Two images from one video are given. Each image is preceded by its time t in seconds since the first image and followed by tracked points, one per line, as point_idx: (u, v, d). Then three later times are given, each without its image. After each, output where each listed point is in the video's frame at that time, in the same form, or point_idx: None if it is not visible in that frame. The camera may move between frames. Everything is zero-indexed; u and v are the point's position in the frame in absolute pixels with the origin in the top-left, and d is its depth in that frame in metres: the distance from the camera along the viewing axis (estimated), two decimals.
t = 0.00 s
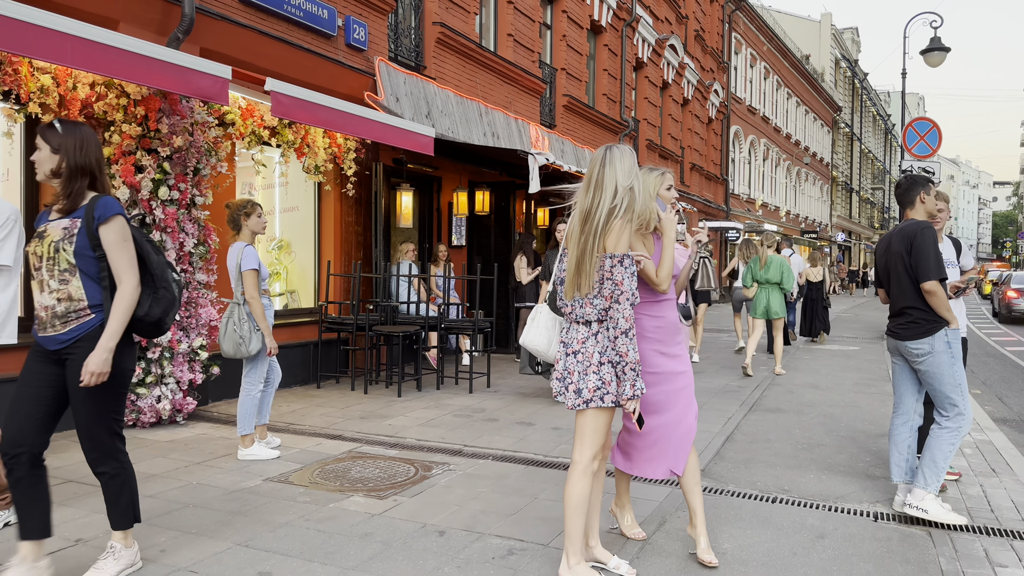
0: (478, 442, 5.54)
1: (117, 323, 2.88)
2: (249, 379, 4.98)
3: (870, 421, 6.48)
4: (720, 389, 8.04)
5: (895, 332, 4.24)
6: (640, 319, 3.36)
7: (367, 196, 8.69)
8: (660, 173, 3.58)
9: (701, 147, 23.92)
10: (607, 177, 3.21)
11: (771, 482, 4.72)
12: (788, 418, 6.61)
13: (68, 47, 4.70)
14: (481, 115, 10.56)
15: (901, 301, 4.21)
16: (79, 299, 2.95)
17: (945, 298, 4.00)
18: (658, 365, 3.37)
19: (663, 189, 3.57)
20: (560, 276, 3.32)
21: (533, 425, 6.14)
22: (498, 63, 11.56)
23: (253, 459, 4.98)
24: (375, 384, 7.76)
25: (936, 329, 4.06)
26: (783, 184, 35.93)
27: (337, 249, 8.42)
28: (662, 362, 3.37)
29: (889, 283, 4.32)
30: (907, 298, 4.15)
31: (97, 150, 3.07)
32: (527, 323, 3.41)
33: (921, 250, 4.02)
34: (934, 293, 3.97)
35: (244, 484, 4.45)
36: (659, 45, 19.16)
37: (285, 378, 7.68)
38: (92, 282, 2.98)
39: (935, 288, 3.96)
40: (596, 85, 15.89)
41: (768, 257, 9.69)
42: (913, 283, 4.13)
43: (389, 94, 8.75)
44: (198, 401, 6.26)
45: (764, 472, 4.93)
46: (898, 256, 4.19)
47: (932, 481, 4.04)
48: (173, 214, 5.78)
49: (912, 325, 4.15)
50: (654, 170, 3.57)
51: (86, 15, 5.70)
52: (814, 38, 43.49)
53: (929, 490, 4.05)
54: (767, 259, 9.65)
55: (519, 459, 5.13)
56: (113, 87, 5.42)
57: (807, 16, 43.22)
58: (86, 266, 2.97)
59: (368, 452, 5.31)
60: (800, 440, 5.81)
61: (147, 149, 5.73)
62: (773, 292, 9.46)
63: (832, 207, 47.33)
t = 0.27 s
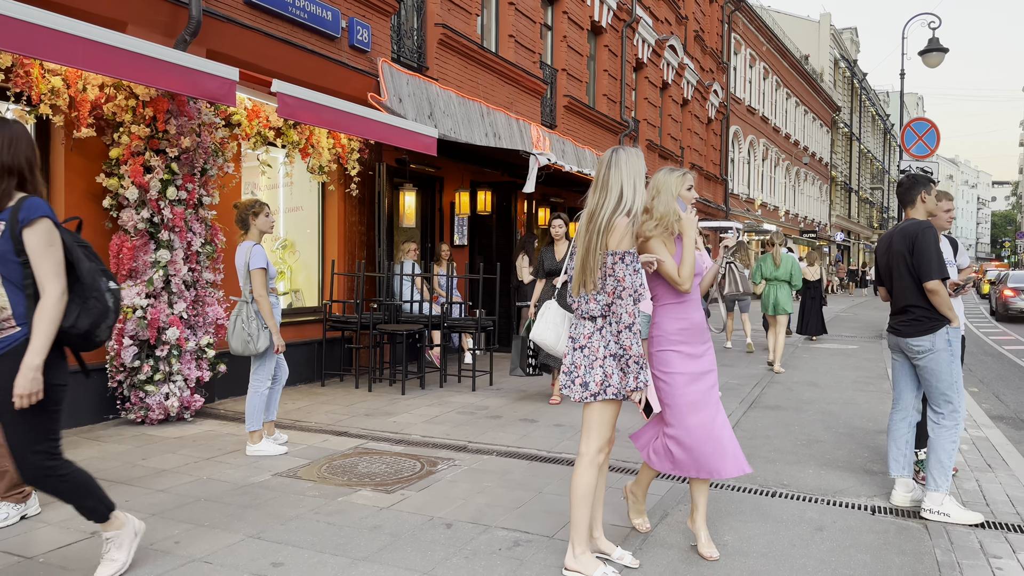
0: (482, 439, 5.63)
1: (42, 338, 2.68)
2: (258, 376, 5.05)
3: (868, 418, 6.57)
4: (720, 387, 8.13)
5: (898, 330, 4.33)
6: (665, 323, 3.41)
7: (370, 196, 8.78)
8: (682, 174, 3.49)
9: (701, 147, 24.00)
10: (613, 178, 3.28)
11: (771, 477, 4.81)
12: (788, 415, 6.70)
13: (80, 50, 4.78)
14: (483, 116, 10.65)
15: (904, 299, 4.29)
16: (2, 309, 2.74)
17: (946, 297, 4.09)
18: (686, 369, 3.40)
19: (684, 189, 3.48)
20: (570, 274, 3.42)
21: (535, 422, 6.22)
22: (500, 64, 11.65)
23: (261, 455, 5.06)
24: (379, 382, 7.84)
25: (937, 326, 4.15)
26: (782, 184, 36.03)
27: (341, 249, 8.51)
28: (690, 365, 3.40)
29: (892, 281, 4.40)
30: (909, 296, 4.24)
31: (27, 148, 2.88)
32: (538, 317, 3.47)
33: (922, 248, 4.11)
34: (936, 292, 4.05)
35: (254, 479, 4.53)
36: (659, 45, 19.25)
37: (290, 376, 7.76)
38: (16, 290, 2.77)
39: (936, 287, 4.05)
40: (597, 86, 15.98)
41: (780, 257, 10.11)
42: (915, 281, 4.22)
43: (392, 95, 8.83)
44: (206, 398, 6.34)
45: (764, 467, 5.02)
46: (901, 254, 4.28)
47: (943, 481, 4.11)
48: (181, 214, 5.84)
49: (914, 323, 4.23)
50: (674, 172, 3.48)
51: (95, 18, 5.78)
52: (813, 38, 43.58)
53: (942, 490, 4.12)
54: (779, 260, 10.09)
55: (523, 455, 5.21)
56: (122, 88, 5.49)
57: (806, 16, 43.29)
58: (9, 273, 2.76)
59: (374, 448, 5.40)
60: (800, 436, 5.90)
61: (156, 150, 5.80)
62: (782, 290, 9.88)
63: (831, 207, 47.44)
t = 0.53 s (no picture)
0: (482, 436, 5.70)
1: None
2: (261, 374, 5.10)
3: (862, 415, 6.67)
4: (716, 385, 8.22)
5: (894, 327, 4.42)
6: (672, 319, 3.44)
7: (370, 196, 8.85)
8: (692, 171, 3.49)
9: (696, 148, 24.12)
10: (609, 179, 3.36)
11: (767, 472, 4.89)
12: (783, 412, 6.79)
13: (87, 52, 4.85)
14: (481, 116, 10.72)
15: (901, 297, 4.37)
16: None
17: (943, 296, 4.17)
18: (694, 363, 3.42)
19: (694, 186, 3.49)
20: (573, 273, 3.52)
21: (534, 419, 6.29)
22: (498, 65, 11.73)
23: (264, 452, 5.12)
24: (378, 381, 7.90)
25: (933, 323, 4.24)
26: (777, 185, 36.19)
27: (340, 248, 8.57)
28: (696, 360, 3.42)
29: (889, 279, 4.49)
30: (905, 294, 4.34)
31: None
32: (542, 315, 3.44)
33: (921, 248, 4.20)
34: (933, 291, 4.14)
35: (258, 475, 4.59)
36: (654, 47, 19.35)
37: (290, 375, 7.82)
38: None
39: (933, 286, 4.14)
40: (593, 87, 16.07)
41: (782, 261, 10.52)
42: (912, 280, 4.31)
43: (391, 96, 8.88)
44: (208, 397, 6.40)
45: (760, 463, 5.10)
46: (900, 253, 4.35)
47: (936, 477, 4.20)
48: (184, 214, 5.89)
49: (910, 320, 4.33)
50: (684, 169, 3.48)
51: (98, 19, 5.84)
52: (807, 39, 43.78)
53: (935, 485, 4.21)
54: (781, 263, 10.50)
55: (523, 451, 5.29)
56: (125, 89, 5.54)
57: (801, 17, 43.42)
58: None
59: (376, 445, 5.47)
60: (795, 433, 5.99)
61: (159, 150, 5.85)
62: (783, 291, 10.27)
63: (825, 208, 47.67)
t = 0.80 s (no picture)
0: (464, 433, 5.77)
1: None
2: (243, 373, 5.12)
3: (834, 411, 6.85)
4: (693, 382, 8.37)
5: (869, 325, 4.56)
6: (659, 315, 3.50)
7: (349, 195, 8.87)
8: (674, 170, 3.58)
9: (672, 149, 24.38)
10: (588, 180, 3.43)
11: (743, 466, 5.03)
12: (758, 408, 6.95)
13: (68, 51, 4.83)
14: (460, 116, 10.77)
15: (876, 296, 4.52)
16: None
17: (917, 296, 4.31)
18: (677, 360, 3.51)
19: (677, 185, 3.58)
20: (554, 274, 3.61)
21: (516, 417, 6.37)
22: (477, 65, 11.79)
23: (247, 450, 5.14)
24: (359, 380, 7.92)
25: (907, 322, 4.39)
26: (751, 185, 36.69)
27: (320, 247, 8.57)
28: (680, 357, 3.51)
29: (866, 278, 4.63)
30: (881, 293, 4.48)
31: None
32: (526, 317, 3.53)
33: (898, 250, 4.34)
34: (907, 292, 4.28)
35: (242, 473, 4.62)
36: (631, 48, 19.53)
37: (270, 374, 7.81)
38: None
39: (908, 287, 4.28)
40: (571, 88, 16.19)
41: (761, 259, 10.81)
42: (887, 280, 4.45)
43: (371, 95, 8.88)
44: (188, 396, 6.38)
45: (736, 457, 5.24)
46: (876, 253, 4.49)
47: (907, 469, 4.37)
48: (165, 213, 5.87)
49: (885, 319, 4.48)
50: (666, 169, 3.57)
51: (77, 17, 5.81)
52: (781, 42, 44.40)
53: (905, 477, 4.38)
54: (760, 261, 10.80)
55: (505, 448, 5.37)
56: (105, 88, 5.52)
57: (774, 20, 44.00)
58: None
59: (359, 443, 5.51)
60: (769, 428, 6.15)
61: (139, 149, 5.83)
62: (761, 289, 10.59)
63: (798, 208, 48.38)
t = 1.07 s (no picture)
0: (439, 431, 5.83)
1: None
2: (218, 372, 5.11)
3: (799, 407, 7.05)
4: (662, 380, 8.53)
5: (841, 322, 4.72)
6: (636, 314, 3.60)
7: (321, 194, 8.84)
8: (644, 169, 3.67)
9: (640, 150, 24.65)
10: (569, 182, 3.52)
11: (712, 460, 5.17)
12: (726, 405, 7.13)
13: (39, 48, 4.77)
14: (432, 116, 10.79)
15: (848, 294, 4.66)
16: None
17: (887, 295, 4.47)
18: (652, 357, 3.61)
19: (649, 184, 3.66)
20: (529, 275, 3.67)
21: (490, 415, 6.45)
22: (449, 65, 11.82)
23: (222, 450, 5.13)
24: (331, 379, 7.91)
25: (876, 320, 4.54)
26: (717, 186, 37.23)
27: (291, 247, 8.53)
28: (655, 355, 3.62)
29: (838, 276, 4.78)
30: (851, 292, 4.63)
31: None
32: (501, 316, 3.67)
33: (870, 250, 4.50)
34: (878, 291, 4.44)
35: (217, 473, 4.61)
36: (600, 49, 19.71)
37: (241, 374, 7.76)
38: None
39: (879, 286, 4.44)
40: (541, 88, 16.30)
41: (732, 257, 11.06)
42: (859, 280, 4.61)
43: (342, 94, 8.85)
44: (159, 396, 6.32)
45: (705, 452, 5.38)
46: (849, 253, 4.64)
47: (870, 462, 4.55)
48: (136, 211, 5.81)
49: (855, 316, 4.63)
50: (638, 168, 3.65)
51: (44, 12, 5.73)
52: (746, 45, 45.12)
53: (870, 470, 4.55)
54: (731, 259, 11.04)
55: (480, 446, 5.44)
56: (75, 85, 5.46)
57: (739, 23, 44.68)
58: None
59: (334, 442, 5.53)
60: (737, 424, 6.31)
61: (109, 147, 5.77)
62: (732, 287, 10.87)
63: (762, 209, 49.22)
